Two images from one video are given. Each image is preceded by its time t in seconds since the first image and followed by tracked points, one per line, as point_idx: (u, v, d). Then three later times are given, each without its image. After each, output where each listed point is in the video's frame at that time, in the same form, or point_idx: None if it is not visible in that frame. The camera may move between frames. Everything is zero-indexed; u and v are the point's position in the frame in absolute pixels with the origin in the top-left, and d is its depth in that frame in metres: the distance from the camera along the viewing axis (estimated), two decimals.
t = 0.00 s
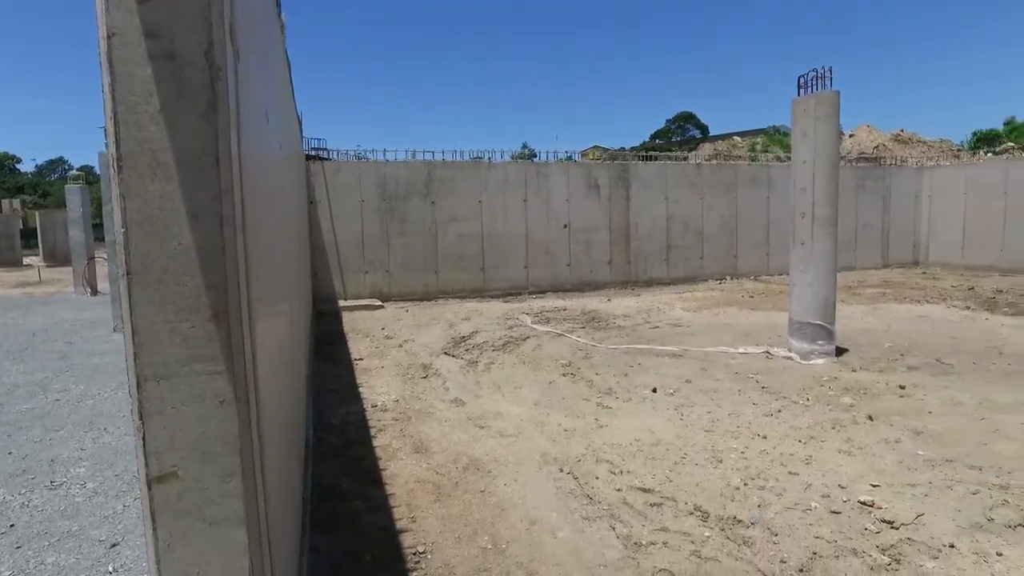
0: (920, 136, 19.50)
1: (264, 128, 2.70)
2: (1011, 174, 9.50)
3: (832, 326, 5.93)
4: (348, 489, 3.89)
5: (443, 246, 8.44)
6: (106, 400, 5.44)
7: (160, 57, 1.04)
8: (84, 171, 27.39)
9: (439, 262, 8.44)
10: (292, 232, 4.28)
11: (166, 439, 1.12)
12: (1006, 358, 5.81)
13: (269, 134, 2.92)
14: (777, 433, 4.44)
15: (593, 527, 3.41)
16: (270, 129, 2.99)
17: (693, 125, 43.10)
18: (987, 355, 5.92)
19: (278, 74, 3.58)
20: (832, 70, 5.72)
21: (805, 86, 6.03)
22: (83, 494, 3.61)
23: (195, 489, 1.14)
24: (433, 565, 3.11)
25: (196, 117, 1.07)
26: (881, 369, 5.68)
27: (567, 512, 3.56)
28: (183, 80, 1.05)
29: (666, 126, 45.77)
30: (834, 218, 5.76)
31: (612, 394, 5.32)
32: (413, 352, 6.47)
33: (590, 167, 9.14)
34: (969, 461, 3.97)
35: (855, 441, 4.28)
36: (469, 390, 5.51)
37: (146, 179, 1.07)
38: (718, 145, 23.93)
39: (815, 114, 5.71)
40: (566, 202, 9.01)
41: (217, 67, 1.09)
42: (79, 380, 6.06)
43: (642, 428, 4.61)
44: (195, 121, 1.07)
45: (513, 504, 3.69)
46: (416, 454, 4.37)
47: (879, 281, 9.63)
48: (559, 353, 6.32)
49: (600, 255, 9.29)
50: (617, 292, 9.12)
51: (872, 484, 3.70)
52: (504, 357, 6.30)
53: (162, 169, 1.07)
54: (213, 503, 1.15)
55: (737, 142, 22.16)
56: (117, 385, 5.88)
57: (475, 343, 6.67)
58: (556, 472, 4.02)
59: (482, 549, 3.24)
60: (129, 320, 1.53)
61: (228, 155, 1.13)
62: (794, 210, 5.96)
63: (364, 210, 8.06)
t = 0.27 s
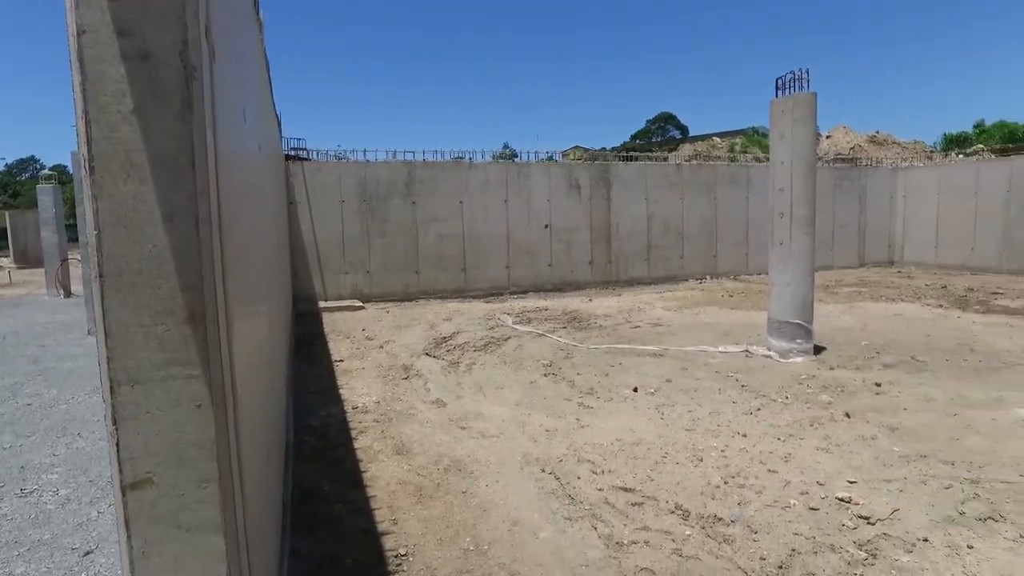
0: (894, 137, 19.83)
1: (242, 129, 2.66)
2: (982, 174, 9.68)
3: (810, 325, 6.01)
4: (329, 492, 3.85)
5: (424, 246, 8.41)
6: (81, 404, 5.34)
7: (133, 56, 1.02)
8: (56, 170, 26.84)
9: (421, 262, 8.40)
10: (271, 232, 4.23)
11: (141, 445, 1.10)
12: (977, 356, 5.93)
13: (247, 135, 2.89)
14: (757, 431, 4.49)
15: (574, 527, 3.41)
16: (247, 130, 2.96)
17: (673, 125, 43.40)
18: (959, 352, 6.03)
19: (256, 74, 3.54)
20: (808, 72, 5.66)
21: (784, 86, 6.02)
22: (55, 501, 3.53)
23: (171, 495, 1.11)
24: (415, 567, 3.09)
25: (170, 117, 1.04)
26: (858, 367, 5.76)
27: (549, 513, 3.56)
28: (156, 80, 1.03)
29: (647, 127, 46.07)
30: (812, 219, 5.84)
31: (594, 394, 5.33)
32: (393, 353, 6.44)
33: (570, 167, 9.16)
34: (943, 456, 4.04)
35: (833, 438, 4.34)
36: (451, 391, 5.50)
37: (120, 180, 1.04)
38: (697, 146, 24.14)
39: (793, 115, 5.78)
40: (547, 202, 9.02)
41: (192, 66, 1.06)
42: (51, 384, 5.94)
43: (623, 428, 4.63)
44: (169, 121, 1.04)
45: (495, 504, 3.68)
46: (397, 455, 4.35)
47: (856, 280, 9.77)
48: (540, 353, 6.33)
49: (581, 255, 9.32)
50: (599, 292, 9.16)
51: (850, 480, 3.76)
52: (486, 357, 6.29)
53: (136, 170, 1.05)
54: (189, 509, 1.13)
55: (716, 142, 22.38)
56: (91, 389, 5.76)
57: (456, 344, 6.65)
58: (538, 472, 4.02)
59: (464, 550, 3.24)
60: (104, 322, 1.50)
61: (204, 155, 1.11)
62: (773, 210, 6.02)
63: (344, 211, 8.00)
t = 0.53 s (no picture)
0: (870, 137, 20.17)
1: (219, 129, 2.62)
2: (955, 175, 9.82)
3: (789, 324, 6.08)
4: (310, 495, 3.82)
5: (406, 247, 8.36)
6: (54, 409, 5.23)
7: (104, 54, 1.00)
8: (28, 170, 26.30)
9: (402, 263, 8.36)
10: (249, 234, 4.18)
11: (115, 451, 1.07)
12: (952, 353, 6.04)
13: (224, 136, 2.84)
14: (737, 430, 4.52)
15: (557, 527, 3.42)
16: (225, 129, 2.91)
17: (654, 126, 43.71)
18: (934, 350, 6.14)
19: (234, 72, 3.48)
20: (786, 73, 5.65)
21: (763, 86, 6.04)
22: (27, 509, 3.45)
23: (146, 501, 1.08)
24: (397, 570, 3.07)
25: (144, 116, 1.02)
26: (837, 365, 5.84)
27: (532, 513, 3.56)
28: (129, 78, 1.00)
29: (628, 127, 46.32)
30: (791, 219, 5.90)
31: (576, 394, 5.34)
32: (375, 354, 6.39)
33: (552, 167, 9.17)
34: (919, 452, 4.11)
35: (812, 436, 4.39)
36: (433, 392, 5.47)
37: (91, 180, 1.01)
38: (677, 146, 24.33)
39: (772, 116, 5.83)
40: (529, 202, 9.02)
41: (165, 64, 1.04)
42: (23, 388, 5.81)
43: (606, 427, 4.64)
44: (143, 120, 1.02)
45: (478, 506, 3.67)
46: (379, 457, 4.32)
47: (834, 279, 9.90)
48: (523, 353, 6.33)
49: (563, 255, 9.33)
50: (581, 292, 9.18)
51: (829, 477, 3.80)
52: (468, 358, 6.27)
53: (108, 170, 1.02)
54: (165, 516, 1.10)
55: (697, 143, 22.55)
56: (65, 393, 5.65)
57: (438, 345, 6.62)
58: (521, 473, 4.02)
59: (447, 552, 3.22)
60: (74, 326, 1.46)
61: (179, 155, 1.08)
62: (753, 211, 6.08)
63: (325, 211, 7.93)
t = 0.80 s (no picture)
0: (849, 138, 20.46)
1: (197, 128, 2.57)
2: (931, 176, 10.01)
3: (770, 323, 6.13)
4: (291, 498, 3.78)
5: (388, 247, 8.32)
6: (26, 414, 5.12)
7: (75, 51, 0.97)
8: None
9: (384, 263, 8.31)
10: (229, 234, 4.13)
11: (88, 458, 1.04)
12: (927, 350, 6.14)
13: (202, 135, 2.80)
14: (719, 429, 4.56)
15: (540, 527, 3.42)
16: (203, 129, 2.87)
17: (636, 126, 43.94)
18: (911, 348, 6.24)
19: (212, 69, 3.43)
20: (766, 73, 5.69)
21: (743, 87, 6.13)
22: None
23: (120, 508, 1.06)
24: (379, 572, 3.05)
25: (117, 114, 1.00)
26: (816, 364, 5.91)
27: (515, 514, 3.56)
28: (101, 76, 0.98)
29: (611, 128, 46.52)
30: (771, 218, 5.95)
31: (559, 394, 5.34)
32: (357, 355, 6.35)
33: (534, 167, 9.18)
34: (896, 448, 4.18)
35: (792, 434, 4.44)
36: (415, 393, 5.45)
37: (62, 181, 0.99)
38: (658, 147, 24.46)
39: (752, 117, 5.88)
40: (511, 202, 9.02)
41: (138, 62, 1.02)
42: None
43: (589, 427, 4.65)
44: (115, 119, 1.00)
45: (461, 507, 3.66)
46: (361, 459, 4.29)
47: (814, 278, 10.01)
48: (505, 354, 6.32)
49: (546, 255, 9.34)
50: (563, 292, 9.20)
51: (809, 475, 3.84)
52: (450, 359, 6.25)
53: (80, 171, 1.00)
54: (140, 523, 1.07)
55: (678, 144, 22.70)
56: (38, 398, 5.53)
57: (421, 345, 6.59)
58: (503, 474, 4.01)
59: (429, 554, 3.21)
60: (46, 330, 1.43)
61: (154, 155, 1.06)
62: (733, 211, 6.12)
63: (306, 211, 7.86)
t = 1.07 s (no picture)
0: (826, 138, 20.72)
1: (172, 127, 2.54)
2: (905, 176, 10.14)
3: (750, 322, 6.19)
4: (271, 500, 3.74)
5: (369, 247, 8.27)
6: None
7: (41, 49, 0.95)
8: None
9: (366, 264, 8.27)
10: (207, 235, 4.09)
11: (58, 463, 1.01)
12: (903, 348, 6.25)
13: (178, 135, 2.76)
14: (699, 427, 4.59)
15: (521, 527, 3.42)
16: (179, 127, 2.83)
17: (618, 126, 44.12)
18: (887, 345, 6.34)
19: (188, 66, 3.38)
20: (746, 76, 5.58)
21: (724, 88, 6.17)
22: None
23: (92, 514, 1.03)
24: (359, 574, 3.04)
25: (86, 113, 0.98)
26: (795, 362, 5.98)
27: (496, 514, 3.56)
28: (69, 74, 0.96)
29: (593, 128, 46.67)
30: (750, 218, 6.01)
31: (540, 394, 5.35)
32: (338, 356, 6.31)
33: (516, 168, 9.18)
34: (872, 445, 4.24)
35: (771, 432, 4.49)
36: (396, 394, 5.43)
37: (29, 181, 0.97)
38: (639, 147, 24.58)
39: (732, 118, 5.93)
40: (493, 203, 9.02)
41: (108, 60, 1.00)
42: None
43: (570, 427, 4.66)
44: (84, 118, 0.98)
45: (442, 508, 3.66)
46: (342, 461, 4.27)
47: (793, 277, 10.13)
48: (487, 354, 6.32)
49: (527, 255, 9.36)
50: (545, 292, 9.22)
51: (787, 472, 3.89)
52: (432, 359, 6.24)
53: (48, 171, 0.98)
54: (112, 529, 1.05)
55: (659, 144, 22.80)
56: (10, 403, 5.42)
57: (402, 346, 6.56)
58: (485, 474, 4.01)
59: (410, 555, 3.20)
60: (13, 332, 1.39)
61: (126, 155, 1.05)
62: (713, 211, 6.17)
63: (286, 211, 7.79)
